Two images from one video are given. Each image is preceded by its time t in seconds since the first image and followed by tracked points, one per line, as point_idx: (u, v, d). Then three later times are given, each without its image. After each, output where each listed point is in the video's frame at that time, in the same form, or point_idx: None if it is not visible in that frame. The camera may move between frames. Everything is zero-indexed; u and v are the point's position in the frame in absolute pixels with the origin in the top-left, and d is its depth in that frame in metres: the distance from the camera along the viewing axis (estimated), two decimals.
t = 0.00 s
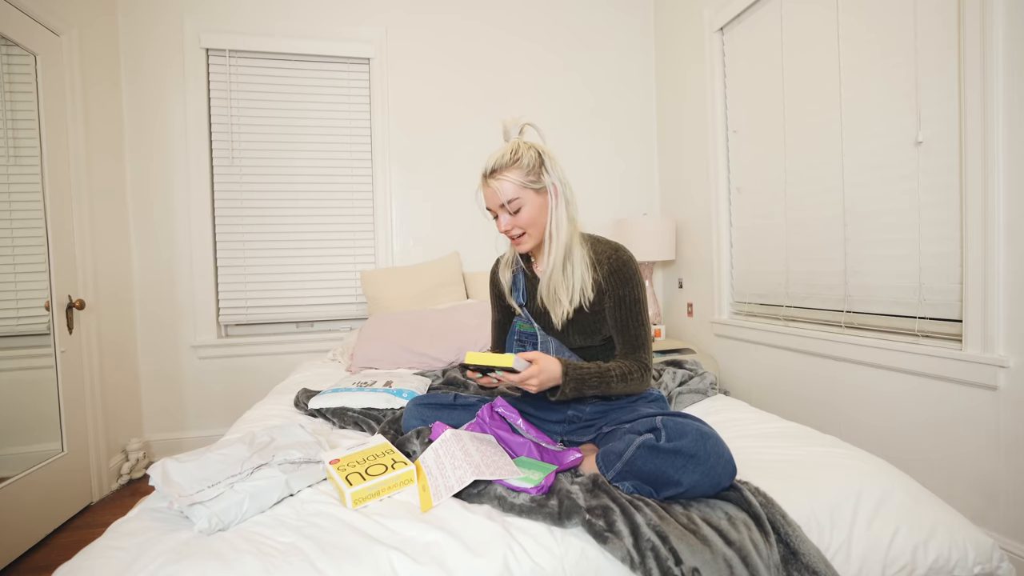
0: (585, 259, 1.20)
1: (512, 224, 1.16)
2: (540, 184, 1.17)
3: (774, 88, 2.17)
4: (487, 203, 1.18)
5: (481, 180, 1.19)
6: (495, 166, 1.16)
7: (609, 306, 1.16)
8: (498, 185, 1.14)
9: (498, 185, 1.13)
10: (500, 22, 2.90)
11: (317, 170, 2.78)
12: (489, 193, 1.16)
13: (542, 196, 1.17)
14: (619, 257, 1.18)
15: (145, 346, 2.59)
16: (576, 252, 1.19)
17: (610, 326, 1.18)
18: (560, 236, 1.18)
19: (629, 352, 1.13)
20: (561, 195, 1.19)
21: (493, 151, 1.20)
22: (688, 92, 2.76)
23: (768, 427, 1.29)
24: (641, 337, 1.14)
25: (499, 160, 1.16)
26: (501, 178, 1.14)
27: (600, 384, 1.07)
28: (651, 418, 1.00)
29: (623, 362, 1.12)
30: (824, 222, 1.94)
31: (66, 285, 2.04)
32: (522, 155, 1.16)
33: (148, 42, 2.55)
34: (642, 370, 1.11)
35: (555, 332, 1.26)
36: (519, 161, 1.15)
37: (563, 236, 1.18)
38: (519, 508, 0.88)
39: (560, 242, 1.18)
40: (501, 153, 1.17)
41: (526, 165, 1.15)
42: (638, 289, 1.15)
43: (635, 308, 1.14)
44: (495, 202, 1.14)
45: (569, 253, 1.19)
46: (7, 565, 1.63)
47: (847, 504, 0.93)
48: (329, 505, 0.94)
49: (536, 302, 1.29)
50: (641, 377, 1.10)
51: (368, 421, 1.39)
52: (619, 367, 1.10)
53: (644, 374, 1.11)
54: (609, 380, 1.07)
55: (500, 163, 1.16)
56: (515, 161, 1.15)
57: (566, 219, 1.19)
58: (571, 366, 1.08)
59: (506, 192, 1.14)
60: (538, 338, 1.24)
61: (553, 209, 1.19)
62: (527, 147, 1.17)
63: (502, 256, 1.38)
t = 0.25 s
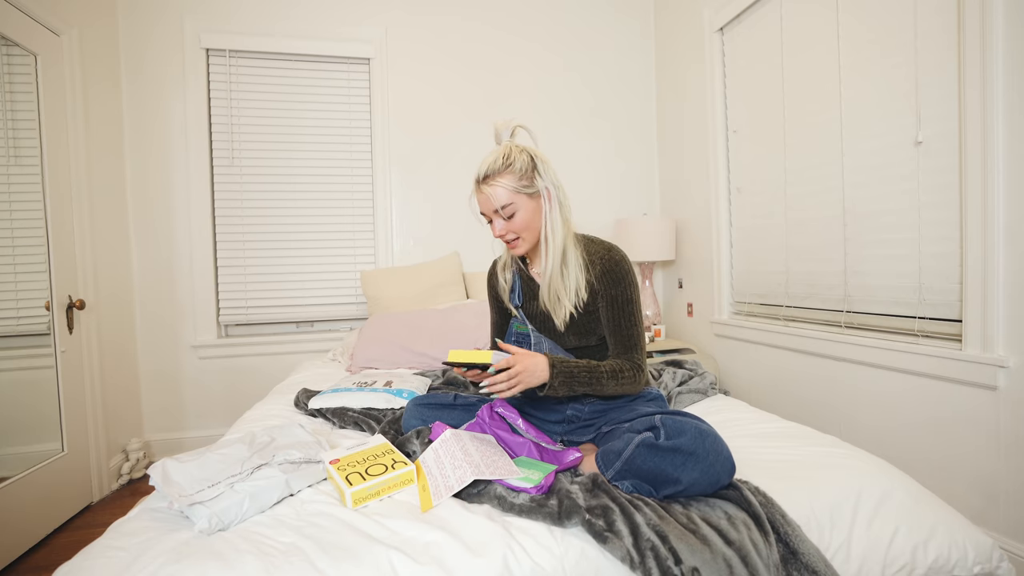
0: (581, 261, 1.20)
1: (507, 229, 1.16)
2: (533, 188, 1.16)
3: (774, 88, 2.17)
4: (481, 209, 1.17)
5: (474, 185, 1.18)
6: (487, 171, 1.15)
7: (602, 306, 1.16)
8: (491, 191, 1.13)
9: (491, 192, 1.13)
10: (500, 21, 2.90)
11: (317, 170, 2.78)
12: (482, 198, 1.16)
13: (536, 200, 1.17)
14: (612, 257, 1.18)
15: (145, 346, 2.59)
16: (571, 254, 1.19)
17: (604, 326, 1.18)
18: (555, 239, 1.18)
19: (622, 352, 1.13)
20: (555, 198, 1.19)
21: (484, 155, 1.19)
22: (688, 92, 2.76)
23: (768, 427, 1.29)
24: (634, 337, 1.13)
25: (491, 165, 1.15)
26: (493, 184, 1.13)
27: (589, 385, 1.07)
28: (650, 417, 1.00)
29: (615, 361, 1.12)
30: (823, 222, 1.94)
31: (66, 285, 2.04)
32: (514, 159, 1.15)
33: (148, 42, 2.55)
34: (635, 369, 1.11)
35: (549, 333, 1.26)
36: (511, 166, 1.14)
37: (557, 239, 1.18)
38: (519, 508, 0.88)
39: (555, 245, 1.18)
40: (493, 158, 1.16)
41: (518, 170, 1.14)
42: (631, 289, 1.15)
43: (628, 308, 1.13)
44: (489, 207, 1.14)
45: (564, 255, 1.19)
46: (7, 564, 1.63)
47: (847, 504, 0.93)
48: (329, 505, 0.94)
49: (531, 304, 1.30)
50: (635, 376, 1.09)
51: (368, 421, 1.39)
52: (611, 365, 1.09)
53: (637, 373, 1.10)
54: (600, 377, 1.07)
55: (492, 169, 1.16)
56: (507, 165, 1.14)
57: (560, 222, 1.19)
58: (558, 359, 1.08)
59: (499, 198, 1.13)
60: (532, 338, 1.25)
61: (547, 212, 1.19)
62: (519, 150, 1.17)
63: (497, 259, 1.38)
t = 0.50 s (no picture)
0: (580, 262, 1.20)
1: (505, 233, 1.16)
2: (529, 191, 1.16)
3: (774, 88, 2.17)
4: (479, 214, 1.17)
5: (470, 190, 1.18)
6: (483, 176, 1.15)
7: (602, 305, 1.16)
8: (488, 196, 1.13)
9: (488, 197, 1.13)
10: (500, 21, 2.90)
11: (317, 170, 2.78)
12: (479, 203, 1.16)
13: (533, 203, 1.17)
14: (611, 257, 1.18)
15: (145, 346, 2.59)
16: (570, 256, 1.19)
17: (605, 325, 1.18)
18: (553, 241, 1.18)
19: (623, 351, 1.13)
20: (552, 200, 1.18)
21: (479, 159, 1.19)
22: (688, 92, 2.76)
23: (768, 427, 1.29)
24: (635, 336, 1.14)
25: (487, 170, 1.15)
26: (490, 189, 1.13)
27: (597, 385, 1.07)
28: (650, 416, 1.00)
29: (618, 360, 1.12)
30: (823, 222, 1.94)
31: (66, 285, 2.04)
32: (509, 163, 1.14)
33: (148, 42, 2.55)
34: (637, 368, 1.11)
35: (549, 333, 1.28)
36: (507, 170, 1.14)
37: (555, 241, 1.18)
38: (519, 508, 0.88)
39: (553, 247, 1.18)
40: (488, 162, 1.16)
41: (515, 173, 1.14)
42: (631, 288, 1.15)
43: (628, 306, 1.14)
44: (486, 213, 1.14)
45: (563, 257, 1.19)
46: (7, 564, 1.63)
47: (847, 504, 0.93)
48: (329, 505, 0.94)
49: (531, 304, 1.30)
50: (639, 375, 1.10)
51: (368, 421, 1.39)
52: (614, 365, 1.09)
53: (640, 372, 1.11)
54: (605, 378, 1.07)
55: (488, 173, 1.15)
56: (503, 170, 1.14)
57: (558, 224, 1.19)
58: (562, 364, 1.08)
59: (496, 203, 1.13)
60: (532, 338, 1.29)
61: (544, 215, 1.19)
62: (514, 153, 1.16)
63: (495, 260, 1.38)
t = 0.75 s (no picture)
0: (581, 263, 1.20)
1: (508, 236, 1.16)
2: (531, 193, 1.16)
3: (774, 88, 2.17)
4: (481, 217, 1.17)
5: (472, 193, 1.18)
6: (485, 179, 1.15)
7: (603, 306, 1.16)
8: (490, 199, 1.13)
9: (491, 200, 1.13)
10: (500, 21, 2.90)
11: (317, 170, 2.78)
12: (482, 207, 1.16)
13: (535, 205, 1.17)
14: (612, 257, 1.18)
15: (145, 346, 2.59)
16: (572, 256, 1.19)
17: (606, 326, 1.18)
18: (555, 243, 1.18)
19: (625, 351, 1.13)
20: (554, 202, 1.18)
21: (481, 162, 1.19)
22: (688, 92, 2.76)
23: (768, 427, 1.29)
24: (637, 336, 1.14)
25: (488, 173, 1.15)
26: (492, 192, 1.13)
27: (599, 388, 1.07)
28: (650, 416, 1.00)
29: (619, 361, 1.12)
30: (824, 222, 1.94)
31: (66, 285, 2.04)
32: (511, 165, 1.14)
33: (148, 42, 2.55)
34: (639, 369, 1.11)
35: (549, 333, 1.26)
36: (508, 173, 1.14)
37: (558, 242, 1.18)
38: (519, 508, 0.88)
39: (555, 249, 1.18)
40: (489, 165, 1.15)
41: (516, 176, 1.14)
42: (631, 287, 1.15)
43: (629, 306, 1.14)
44: (489, 216, 1.14)
45: (565, 257, 1.19)
46: (7, 564, 1.63)
47: (847, 504, 0.93)
48: (329, 505, 0.94)
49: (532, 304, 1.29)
50: (640, 375, 1.10)
51: (368, 421, 1.39)
52: (615, 367, 1.09)
53: (642, 373, 1.10)
54: (606, 380, 1.07)
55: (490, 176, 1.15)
56: (505, 172, 1.14)
57: (560, 225, 1.19)
58: (563, 369, 1.08)
59: (498, 206, 1.13)
60: (532, 338, 1.26)
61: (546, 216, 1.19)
62: (515, 155, 1.16)
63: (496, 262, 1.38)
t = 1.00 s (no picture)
0: (584, 262, 1.20)
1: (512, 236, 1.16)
2: (535, 193, 1.16)
3: (774, 87, 2.17)
4: (485, 216, 1.17)
5: (476, 193, 1.17)
6: (489, 178, 1.14)
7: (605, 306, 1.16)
8: (495, 199, 1.13)
9: (495, 199, 1.12)
10: (500, 21, 2.90)
11: (317, 170, 2.78)
12: (486, 206, 1.15)
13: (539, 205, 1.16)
14: (614, 257, 1.18)
15: (145, 345, 2.60)
16: (575, 256, 1.19)
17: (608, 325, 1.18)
18: (558, 243, 1.18)
19: (626, 351, 1.13)
20: (557, 202, 1.18)
21: (484, 161, 1.18)
22: (688, 92, 2.76)
23: (768, 427, 1.29)
24: (638, 336, 1.14)
25: (492, 172, 1.14)
26: (496, 192, 1.13)
27: (600, 388, 1.07)
28: (650, 417, 1.00)
29: (621, 361, 1.12)
30: (823, 222, 1.94)
31: (66, 285, 2.04)
32: (515, 165, 1.14)
33: (149, 42, 2.55)
34: (640, 369, 1.11)
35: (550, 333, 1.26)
36: (512, 172, 1.14)
37: (561, 242, 1.18)
38: (519, 508, 0.88)
39: (559, 248, 1.18)
40: (493, 164, 1.15)
41: (521, 176, 1.14)
42: (633, 287, 1.15)
43: (631, 307, 1.14)
44: (493, 215, 1.14)
45: (568, 257, 1.19)
46: (7, 564, 1.63)
47: (847, 504, 0.93)
48: (329, 505, 0.94)
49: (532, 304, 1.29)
50: (641, 376, 1.10)
51: (368, 420, 1.39)
52: (616, 367, 1.09)
53: (643, 373, 1.10)
54: (608, 380, 1.07)
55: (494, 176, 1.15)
56: (509, 172, 1.13)
57: (563, 225, 1.19)
58: (565, 369, 1.08)
59: (503, 205, 1.13)
60: (533, 338, 1.25)
61: (549, 216, 1.19)
62: (519, 155, 1.16)
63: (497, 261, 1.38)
